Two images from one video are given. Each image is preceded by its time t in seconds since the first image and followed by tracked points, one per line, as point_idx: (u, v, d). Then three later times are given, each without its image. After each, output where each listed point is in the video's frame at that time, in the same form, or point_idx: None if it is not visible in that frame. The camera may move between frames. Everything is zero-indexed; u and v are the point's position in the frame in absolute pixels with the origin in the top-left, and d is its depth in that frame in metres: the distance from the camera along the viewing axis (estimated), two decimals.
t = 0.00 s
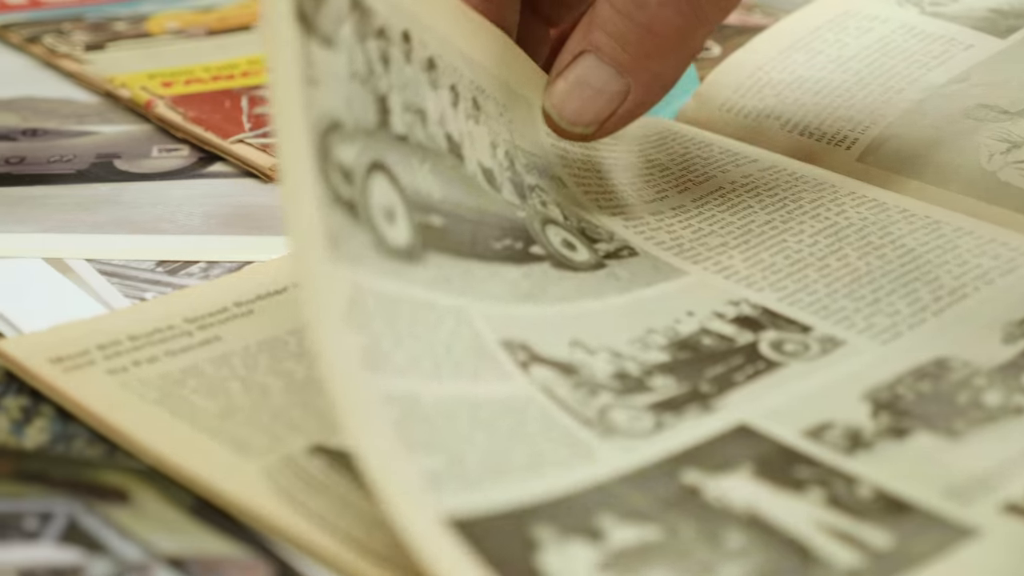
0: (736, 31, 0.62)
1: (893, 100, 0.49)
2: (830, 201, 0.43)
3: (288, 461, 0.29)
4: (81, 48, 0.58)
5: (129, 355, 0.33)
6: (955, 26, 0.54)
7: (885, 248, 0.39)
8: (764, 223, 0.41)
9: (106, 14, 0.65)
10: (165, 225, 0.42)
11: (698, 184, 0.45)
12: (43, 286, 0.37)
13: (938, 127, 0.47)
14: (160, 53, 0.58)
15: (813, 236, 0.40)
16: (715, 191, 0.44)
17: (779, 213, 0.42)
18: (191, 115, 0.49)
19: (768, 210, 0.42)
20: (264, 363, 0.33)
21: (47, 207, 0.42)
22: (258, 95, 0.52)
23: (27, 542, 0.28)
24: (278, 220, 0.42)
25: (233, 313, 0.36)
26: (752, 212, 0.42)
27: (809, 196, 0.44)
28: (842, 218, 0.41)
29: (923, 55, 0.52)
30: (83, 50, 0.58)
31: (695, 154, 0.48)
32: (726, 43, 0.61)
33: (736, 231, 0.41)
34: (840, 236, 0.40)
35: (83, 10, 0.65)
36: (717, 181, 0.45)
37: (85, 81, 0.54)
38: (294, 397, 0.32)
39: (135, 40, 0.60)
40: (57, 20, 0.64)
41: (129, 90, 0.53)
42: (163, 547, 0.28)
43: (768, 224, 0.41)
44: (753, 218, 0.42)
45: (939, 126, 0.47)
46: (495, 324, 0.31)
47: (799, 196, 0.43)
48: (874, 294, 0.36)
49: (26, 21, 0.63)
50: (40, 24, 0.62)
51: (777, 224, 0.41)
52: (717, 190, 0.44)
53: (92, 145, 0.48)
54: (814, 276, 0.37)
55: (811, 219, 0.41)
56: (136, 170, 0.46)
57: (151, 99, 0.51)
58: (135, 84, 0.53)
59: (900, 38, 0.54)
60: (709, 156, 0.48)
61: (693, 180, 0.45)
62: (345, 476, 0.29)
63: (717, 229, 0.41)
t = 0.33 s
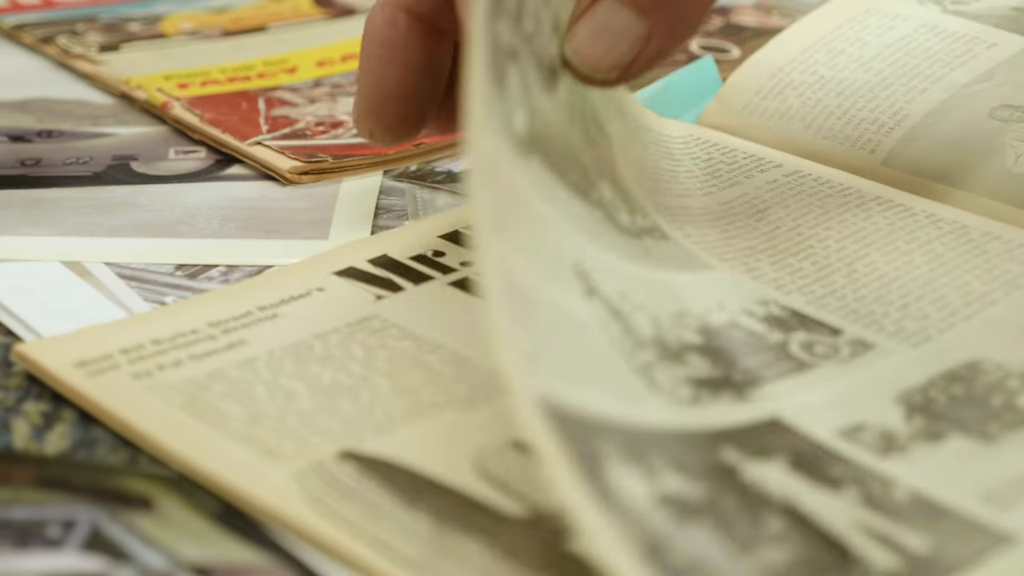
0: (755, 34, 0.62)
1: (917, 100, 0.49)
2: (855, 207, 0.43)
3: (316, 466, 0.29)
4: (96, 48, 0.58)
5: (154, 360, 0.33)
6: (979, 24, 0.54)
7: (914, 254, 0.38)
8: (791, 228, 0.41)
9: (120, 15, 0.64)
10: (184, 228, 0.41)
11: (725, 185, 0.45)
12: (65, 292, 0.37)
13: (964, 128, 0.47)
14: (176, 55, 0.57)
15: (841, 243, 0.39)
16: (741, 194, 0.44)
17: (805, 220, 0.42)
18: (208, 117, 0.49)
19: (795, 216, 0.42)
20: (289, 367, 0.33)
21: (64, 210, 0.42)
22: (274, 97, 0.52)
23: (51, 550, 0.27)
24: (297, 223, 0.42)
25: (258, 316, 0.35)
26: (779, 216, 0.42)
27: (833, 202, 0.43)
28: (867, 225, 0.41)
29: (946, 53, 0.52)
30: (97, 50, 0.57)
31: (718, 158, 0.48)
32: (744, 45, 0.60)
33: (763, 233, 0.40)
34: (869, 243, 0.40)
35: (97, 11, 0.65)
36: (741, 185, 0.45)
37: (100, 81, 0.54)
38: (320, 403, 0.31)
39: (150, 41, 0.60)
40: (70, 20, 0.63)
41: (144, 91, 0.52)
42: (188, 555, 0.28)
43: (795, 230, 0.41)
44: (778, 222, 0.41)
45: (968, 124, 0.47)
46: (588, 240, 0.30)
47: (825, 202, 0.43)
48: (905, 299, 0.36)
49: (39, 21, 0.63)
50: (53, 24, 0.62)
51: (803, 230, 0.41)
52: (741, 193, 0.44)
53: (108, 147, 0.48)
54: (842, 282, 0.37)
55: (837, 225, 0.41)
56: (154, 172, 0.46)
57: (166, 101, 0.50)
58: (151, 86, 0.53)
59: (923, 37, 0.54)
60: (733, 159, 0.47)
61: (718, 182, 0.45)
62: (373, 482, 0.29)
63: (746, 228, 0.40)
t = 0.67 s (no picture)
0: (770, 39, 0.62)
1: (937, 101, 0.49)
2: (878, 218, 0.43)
3: (340, 477, 0.29)
4: (108, 52, 0.57)
5: (174, 368, 0.33)
6: (996, 23, 0.54)
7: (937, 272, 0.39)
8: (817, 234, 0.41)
9: (132, 18, 0.64)
10: (200, 234, 0.41)
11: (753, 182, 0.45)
12: (82, 299, 0.37)
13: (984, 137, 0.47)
14: (190, 58, 0.57)
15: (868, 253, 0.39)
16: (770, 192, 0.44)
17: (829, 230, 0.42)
18: (223, 122, 0.48)
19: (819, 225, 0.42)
20: (311, 376, 0.33)
21: (81, 219, 0.42)
22: (289, 101, 0.51)
23: (71, 563, 0.27)
24: (313, 230, 0.42)
25: (277, 325, 0.35)
26: (802, 229, 0.42)
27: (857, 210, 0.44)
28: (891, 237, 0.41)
29: (964, 52, 0.52)
30: (110, 54, 0.57)
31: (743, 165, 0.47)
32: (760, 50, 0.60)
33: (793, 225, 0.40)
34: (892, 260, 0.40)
35: (109, 15, 0.64)
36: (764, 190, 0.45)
37: (113, 85, 0.54)
38: (344, 413, 0.31)
39: (163, 45, 0.59)
40: (81, 23, 0.63)
41: (158, 95, 0.52)
42: (209, 568, 0.27)
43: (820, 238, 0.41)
44: (800, 234, 0.42)
45: (989, 132, 0.48)
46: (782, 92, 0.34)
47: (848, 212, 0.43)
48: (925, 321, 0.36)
49: (50, 23, 0.62)
50: (65, 27, 0.61)
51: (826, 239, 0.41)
52: (763, 203, 0.44)
53: (123, 152, 0.47)
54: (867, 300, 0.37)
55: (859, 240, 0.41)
56: (170, 178, 0.45)
57: (180, 105, 0.50)
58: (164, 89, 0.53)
59: (940, 34, 0.53)
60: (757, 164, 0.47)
61: (740, 189, 0.45)
62: (399, 493, 0.29)
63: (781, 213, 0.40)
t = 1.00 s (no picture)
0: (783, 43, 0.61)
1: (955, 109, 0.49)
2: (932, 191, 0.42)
3: (358, 489, 0.29)
4: (119, 57, 0.57)
5: (189, 378, 0.33)
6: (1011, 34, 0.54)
7: (953, 284, 0.39)
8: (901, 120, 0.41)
9: (142, 22, 0.64)
10: (213, 242, 0.41)
11: (818, 117, 0.45)
12: (98, 309, 0.37)
13: None
14: (200, 63, 0.57)
15: (947, 154, 0.40)
16: (838, 115, 0.44)
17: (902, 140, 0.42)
18: (234, 128, 0.48)
19: (891, 143, 0.42)
20: (327, 387, 0.33)
21: (91, 226, 0.42)
22: (300, 107, 0.51)
23: None
24: (326, 237, 0.41)
25: (293, 334, 0.35)
26: (818, 237, 0.42)
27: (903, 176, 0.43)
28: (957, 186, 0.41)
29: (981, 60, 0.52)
30: (120, 59, 0.57)
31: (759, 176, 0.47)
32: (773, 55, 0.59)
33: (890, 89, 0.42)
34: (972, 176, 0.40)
35: (119, 19, 0.64)
36: (780, 197, 0.45)
37: (124, 90, 0.53)
38: (360, 424, 0.31)
39: (173, 50, 0.59)
40: (92, 27, 0.62)
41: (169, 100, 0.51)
42: None
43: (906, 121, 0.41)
44: (816, 241, 0.42)
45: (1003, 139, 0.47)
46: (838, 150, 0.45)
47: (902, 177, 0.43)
48: (984, 159, 0.39)
49: (61, 27, 0.62)
50: (75, 31, 0.61)
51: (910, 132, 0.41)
52: (779, 208, 0.44)
53: (134, 159, 0.47)
54: (889, 314, 0.37)
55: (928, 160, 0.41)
56: (181, 185, 0.45)
57: (192, 111, 0.50)
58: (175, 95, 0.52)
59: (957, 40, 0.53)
60: (780, 170, 0.48)
61: (756, 196, 0.45)
62: (417, 505, 0.28)
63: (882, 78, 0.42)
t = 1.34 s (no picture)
0: (792, 49, 0.61)
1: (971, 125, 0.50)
2: (991, 147, 0.44)
3: (374, 497, 0.29)
4: (126, 61, 0.57)
5: (203, 385, 0.33)
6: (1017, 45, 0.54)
7: (967, 291, 0.39)
8: (1006, 53, 0.44)
9: (149, 26, 0.64)
10: (222, 248, 0.41)
11: (899, 80, 0.48)
12: (110, 316, 0.36)
13: None
14: (208, 67, 0.57)
15: None
16: (924, 72, 0.47)
17: (995, 78, 0.44)
18: (243, 133, 0.48)
19: (979, 83, 0.45)
20: (341, 394, 0.33)
21: (99, 232, 0.42)
22: (310, 112, 0.51)
23: None
24: (338, 243, 0.41)
25: (308, 340, 0.35)
26: (832, 243, 0.42)
27: (968, 130, 0.45)
28: None
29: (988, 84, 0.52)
30: (128, 63, 0.56)
31: (767, 183, 0.47)
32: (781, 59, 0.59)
33: (1002, 32, 0.45)
34: None
35: (127, 22, 0.64)
36: (793, 202, 0.46)
37: (132, 94, 0.53)
38: (375, 432, 0.31)
39: (181, 54, 0.59)
40: (100, 31, 0.62)
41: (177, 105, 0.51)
42: None
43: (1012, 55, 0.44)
44: (830, 247, 0.42)
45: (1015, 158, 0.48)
46: (900, 122, 0.47)
47: (968, 130, 0.45)
48: None
49: (68, 31, 0.62)
50: (82, 35, 0.61)
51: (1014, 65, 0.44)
52: (792, 214, 0.45)
53: (142, 163, 0.47)
54: (903, 322, 0.37)
55: None
56: (190, 191, 0.45)
57: (200, 116, 0.49)
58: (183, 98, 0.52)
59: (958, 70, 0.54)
60: (793, 177, 0.48)
61: (769, 200, 0.46)
62: (433, 514, 0.28)
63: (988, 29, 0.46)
